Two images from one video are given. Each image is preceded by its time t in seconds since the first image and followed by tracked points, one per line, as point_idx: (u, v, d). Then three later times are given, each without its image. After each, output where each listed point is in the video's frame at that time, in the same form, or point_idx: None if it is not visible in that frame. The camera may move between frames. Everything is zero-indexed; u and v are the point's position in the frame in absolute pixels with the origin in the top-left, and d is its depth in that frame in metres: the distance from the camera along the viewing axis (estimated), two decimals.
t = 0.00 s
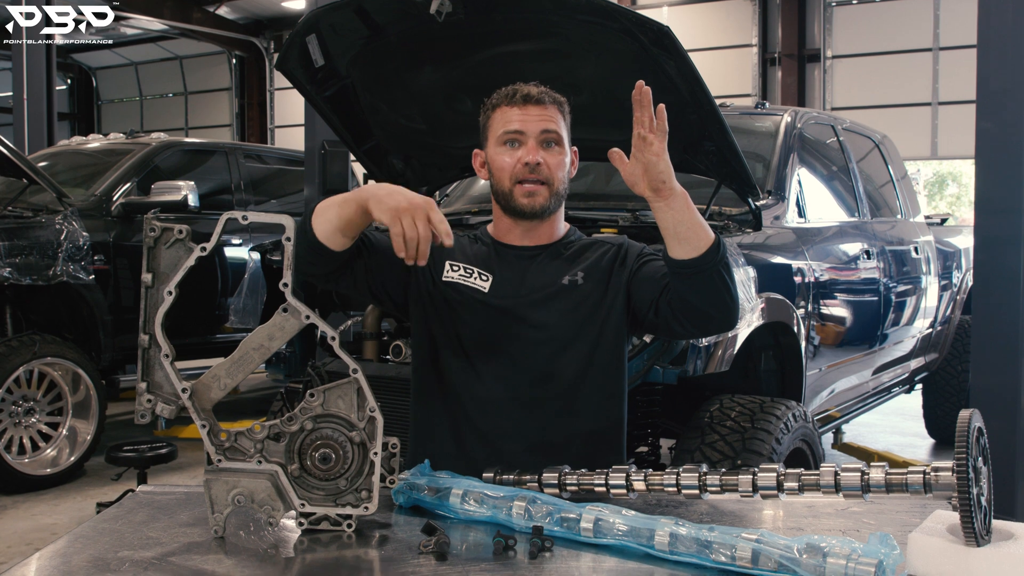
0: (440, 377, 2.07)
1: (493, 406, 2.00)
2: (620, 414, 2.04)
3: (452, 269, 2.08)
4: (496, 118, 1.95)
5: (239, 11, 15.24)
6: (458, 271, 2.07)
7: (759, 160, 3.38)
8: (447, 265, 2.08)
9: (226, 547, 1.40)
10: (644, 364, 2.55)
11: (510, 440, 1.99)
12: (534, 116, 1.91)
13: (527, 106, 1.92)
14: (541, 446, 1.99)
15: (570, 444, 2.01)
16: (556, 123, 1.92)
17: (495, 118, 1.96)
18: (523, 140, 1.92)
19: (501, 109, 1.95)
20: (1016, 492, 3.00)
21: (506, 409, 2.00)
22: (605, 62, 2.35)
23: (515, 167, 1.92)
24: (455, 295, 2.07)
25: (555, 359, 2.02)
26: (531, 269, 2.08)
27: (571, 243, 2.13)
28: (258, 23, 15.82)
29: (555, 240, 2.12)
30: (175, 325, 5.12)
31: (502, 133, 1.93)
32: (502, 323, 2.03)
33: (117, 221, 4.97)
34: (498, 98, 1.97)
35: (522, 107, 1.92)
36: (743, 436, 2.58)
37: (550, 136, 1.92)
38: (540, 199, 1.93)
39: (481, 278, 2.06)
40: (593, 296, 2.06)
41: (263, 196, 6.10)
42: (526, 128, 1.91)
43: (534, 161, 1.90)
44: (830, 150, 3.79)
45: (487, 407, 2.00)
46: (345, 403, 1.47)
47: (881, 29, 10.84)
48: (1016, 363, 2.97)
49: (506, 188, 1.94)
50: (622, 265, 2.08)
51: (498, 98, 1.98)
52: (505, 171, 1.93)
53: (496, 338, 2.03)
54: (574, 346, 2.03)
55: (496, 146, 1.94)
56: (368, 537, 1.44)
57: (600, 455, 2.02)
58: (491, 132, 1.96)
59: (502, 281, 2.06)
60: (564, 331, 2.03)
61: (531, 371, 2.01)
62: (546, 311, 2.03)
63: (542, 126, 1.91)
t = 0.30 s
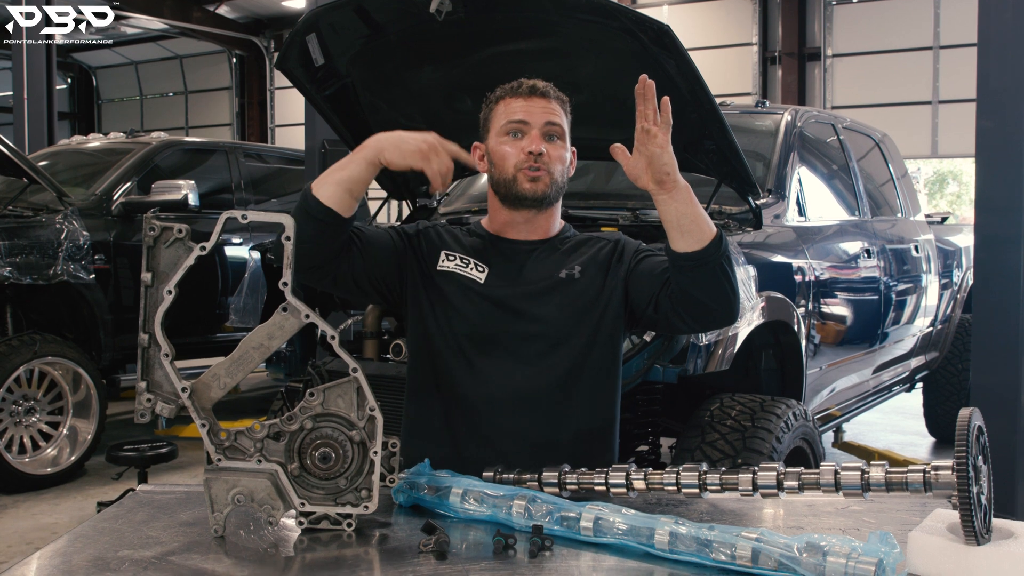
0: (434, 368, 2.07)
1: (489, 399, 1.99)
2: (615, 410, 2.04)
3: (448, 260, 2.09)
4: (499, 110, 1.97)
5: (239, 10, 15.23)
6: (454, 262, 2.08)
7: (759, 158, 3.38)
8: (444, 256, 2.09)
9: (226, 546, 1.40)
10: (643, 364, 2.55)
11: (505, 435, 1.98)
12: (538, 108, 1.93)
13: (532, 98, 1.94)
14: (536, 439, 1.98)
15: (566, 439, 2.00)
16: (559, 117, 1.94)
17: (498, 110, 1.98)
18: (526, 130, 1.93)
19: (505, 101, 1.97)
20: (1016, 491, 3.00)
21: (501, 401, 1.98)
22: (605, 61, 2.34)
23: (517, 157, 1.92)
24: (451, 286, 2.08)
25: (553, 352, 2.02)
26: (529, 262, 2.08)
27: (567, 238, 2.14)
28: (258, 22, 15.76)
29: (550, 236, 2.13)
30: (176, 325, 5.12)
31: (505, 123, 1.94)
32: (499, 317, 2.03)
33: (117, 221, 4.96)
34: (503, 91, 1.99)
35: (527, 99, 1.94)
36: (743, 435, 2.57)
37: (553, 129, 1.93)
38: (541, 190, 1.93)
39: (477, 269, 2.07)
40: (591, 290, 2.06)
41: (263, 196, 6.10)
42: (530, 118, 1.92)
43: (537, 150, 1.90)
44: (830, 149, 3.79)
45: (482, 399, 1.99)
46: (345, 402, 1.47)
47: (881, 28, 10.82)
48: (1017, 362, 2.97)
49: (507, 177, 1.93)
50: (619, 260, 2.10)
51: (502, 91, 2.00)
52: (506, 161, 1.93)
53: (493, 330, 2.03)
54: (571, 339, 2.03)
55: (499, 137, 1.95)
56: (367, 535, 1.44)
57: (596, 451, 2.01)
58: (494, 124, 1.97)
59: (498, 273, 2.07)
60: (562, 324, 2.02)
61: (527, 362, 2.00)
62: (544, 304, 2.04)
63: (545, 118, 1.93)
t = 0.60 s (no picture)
0: (433, 371, 2.07)
1: (484, 402, 2.00)
2: (612, 414, 2.05)
3: (447, 263, 2.08)
4: (502, 122, 1.93)
5: (239, 10, 15.23)
6: (453, 265, 2.07)
7: (759, 158, 3.38)
8: (442, 259, 2.09)
9: (226, 546, 1.39)
10: (643, 363, 2.56)
11: (500, 438, 1.99)
12: (541, 127, 1.89)
13: (536, 116, 1.90)
14: (533, 442, 1.98)
15: (561, 441, 2.00)
16: (564, 133, 1.91)
17: (501, 121, 1.94)
18: (531, 148, 1.91)
19: (507, 112, 1.93)
20: (1016, 490, 3.00)
21: (498, 405, 1.99)
22: (605, 61, 2.34)
23: (520, 174, 1.92)
24: (448, 289, 2.07)
25: (549, 357, 2.02)
26: (526, 266, 2.08)
27: (566, 241, 2.13)
28: (258, 22, 15.76)
29: (551, 238, 2.12)
30: (176, 324, 5.12)
31: (508, 139, 1.92)
32: (494, 320, 2.03)
33: (117, 220, 4.95)
34: (506, 99, 1.94)
35: (530, 115, 1.90)
36: (743, 434, 2.57)
37: (557, 145, 1.91)
38: (543, 208, 1.95)
39: (476, 273, 2.06)
40: (587, 293, 2.06)
41: (263, 195, 6.09)
42: (533, 136, 1.90)
43: (540, 172, 1.90)
44: (829, 148, 3.79)
45: (479, 402, 2.00)
46: (344, 402, 1.47)
47: (881, 27, 10.82)
48: (1017, 361, 2.97)
49: (509, 194, 1.95)
50: (617, 263, 2.09)
51: (505, 98, 1.95)
52: (508, 176, 1.93)
53: (490, 335, 2.03)
54: (567, 343, 2.03)
55: (501, 150, 1.93)
56: (367, 535, 1.44)
57: (593, 454, 2.02)
58: (496, 136, 1.95)
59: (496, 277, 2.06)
60: (558, 328, 2.03)
61: (524, 367, 2.01)
62: (541, 310, 2.03)
63: (549, 136, 1.90)
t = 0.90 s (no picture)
0: (434, 373, 2.08)
1: (486, 403, 2.00)
2: (615, 413, 2.05)
3: (447, 265, 2.09)
4: (499, 118, 1.94)
5: (239, 9, 15.23)
6: (453, 268, 2.08)
7: (759, 158, 3.38)
8: (442, 261, 2.09)
9: (226, 546, 1.39)
10: (643, 362, 2.55)
11: (502, 438, 1.98)
12: (537, 120, 1.90)
13: (532, 110, 1.91)
14: (536, 442, 1.98)
15: (564, 442, 2.00)
16: (560, 125, 1.91)
17: (497, 118, 1.95)
18: (528, 142, 1.91)
19: (502, 109, 1.94)
20: (1016, 490, 3.00)
21: (500, 407, 1.99)
22: (605, 61, 2.34)
23: (518, 168, 1.92)
24: (448, 291, 2.08)
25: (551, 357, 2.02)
26: (526, 267, 2.08)
27: (566, 241, 2.13)
28: (258, 21, 15.77)
29: (551, 237, 2.11)
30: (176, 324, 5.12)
31: (505, 135, 1.92)
32: (494, 321, 2.04)
33: (117, 219, 4.95)
34: (501, 95, 1.95)
35: (525, 109, 1.91)
36: (743, 434, 2.57)
37: (554, 138, 1.91)
38: (544, 202, 1.94)
39: (476, 275, 2.06)
40: (589, 293, 2.06)
41: (263, 194, 6.09)
42: (529, 130, 1.90)
43: (538, 165, 1.90)
44: (830, 148, 3.78)
45: (482, 403, 2.00)
46: (345, 401, 1.47)
47: (882, 27, 10.82)
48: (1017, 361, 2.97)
49: (508, 189, 1.94)
50: (619, 263, 2.09)
51: (501, 95, 1.96)
52: (508, 170, 1.93)
53: (490, 336, 2.03)
54: (569, 343, 2.03)
55: (499, 146, 1.93)
56: (368, 534, 1.44)
57: (596, 453, 2.02)
58: (493, 131, 1.95)
59: (496, 279, 2.06)
60: (560, 329, 2.03)
61: (526, 367, 2.01)
62: (541, 310, 2.04)
63: (545, 128, 1.90)
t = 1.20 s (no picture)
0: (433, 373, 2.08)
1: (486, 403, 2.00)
2: (615, 411, 2.05)
3: (444, 264, 2.08)
4: (487, 108, 1.97)
5: (239, 9, 15.22)
6: (451, 267, 2.08)
7: (759, 157, 3.38)
8: (440, 260, 2.09)
9: (226, 545, 1.39)
10: (643, 362, 2.55)
11: (501, 439, 1.98)
12: (522, 104, 1.93)
13: (516, 95, 1.94)
14: (535, 441, 1.98)
15: (564, 441, 2.00)
16: (545, 110, 1.94)
17: (485, 108, 1.98)
18: (513, 127, 1.93)
19: (490, 99, 1.97)
20: (1016, 489, 2.99)
21: (499, 407, 1.99)
22: (605, 60, 2.34)
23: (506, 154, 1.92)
24: (446, 290, 2.08)
25: (550, 356, 2.02)
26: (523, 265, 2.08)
27: (563, 239, 2.13)
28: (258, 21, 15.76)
29: (547, 235, 2.11)
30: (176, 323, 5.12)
31: (492, 122, 1.94)
32: (493, 321, 2.03)
33: (117, 219, 4.95)
34: (489, 89, 1.99)
35: (511, 95, 1.95)
36: (743, 433, 2.57)
37: (540, 123, 1.93)
38: (532, 182, 1.92)
39: (473, 274, 2.06)
40: (587, 291, 2.06)
41: (263, 194, 6.09)
42: (516, 114, 1.92)
43: (524, 145, 1.90)
44: (830, 147, 3.78)
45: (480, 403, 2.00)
46: (345, 401, 1.47)
47: (882, 26, 10.81)
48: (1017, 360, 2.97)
49: (497, 175, 1.93)
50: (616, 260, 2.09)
51: (489, 90, 2.00)
52: (496, 157, 1.93)
53: (488, 336, 2.03)
54: (567, 342, 2.03)
55: (486, 135, 1.95)
56: (368, 534, 1.44)
57: (595, 452, 2.02)
58: (481, 122, 1.97)
59: (493, 278, 2.06)
60: (558, 327, 2.03)
61: (525, 366, 2.01)
62: (540, 309, 2.04)
63: (531, 112, 1.93)
